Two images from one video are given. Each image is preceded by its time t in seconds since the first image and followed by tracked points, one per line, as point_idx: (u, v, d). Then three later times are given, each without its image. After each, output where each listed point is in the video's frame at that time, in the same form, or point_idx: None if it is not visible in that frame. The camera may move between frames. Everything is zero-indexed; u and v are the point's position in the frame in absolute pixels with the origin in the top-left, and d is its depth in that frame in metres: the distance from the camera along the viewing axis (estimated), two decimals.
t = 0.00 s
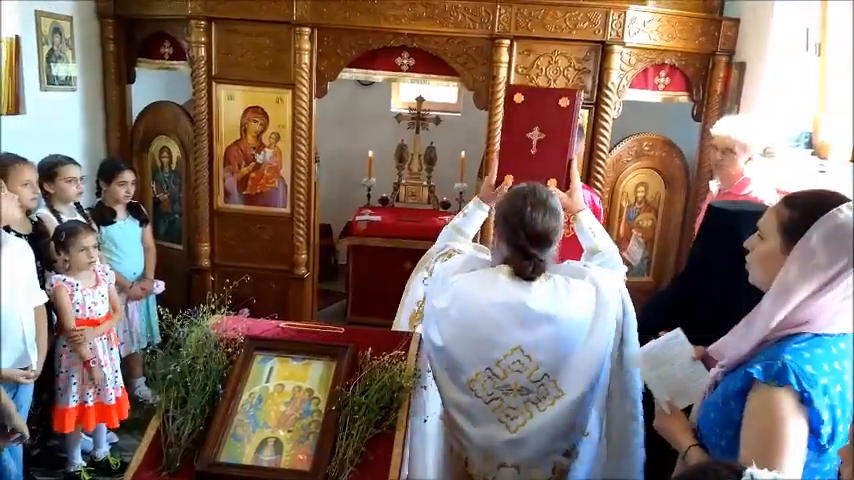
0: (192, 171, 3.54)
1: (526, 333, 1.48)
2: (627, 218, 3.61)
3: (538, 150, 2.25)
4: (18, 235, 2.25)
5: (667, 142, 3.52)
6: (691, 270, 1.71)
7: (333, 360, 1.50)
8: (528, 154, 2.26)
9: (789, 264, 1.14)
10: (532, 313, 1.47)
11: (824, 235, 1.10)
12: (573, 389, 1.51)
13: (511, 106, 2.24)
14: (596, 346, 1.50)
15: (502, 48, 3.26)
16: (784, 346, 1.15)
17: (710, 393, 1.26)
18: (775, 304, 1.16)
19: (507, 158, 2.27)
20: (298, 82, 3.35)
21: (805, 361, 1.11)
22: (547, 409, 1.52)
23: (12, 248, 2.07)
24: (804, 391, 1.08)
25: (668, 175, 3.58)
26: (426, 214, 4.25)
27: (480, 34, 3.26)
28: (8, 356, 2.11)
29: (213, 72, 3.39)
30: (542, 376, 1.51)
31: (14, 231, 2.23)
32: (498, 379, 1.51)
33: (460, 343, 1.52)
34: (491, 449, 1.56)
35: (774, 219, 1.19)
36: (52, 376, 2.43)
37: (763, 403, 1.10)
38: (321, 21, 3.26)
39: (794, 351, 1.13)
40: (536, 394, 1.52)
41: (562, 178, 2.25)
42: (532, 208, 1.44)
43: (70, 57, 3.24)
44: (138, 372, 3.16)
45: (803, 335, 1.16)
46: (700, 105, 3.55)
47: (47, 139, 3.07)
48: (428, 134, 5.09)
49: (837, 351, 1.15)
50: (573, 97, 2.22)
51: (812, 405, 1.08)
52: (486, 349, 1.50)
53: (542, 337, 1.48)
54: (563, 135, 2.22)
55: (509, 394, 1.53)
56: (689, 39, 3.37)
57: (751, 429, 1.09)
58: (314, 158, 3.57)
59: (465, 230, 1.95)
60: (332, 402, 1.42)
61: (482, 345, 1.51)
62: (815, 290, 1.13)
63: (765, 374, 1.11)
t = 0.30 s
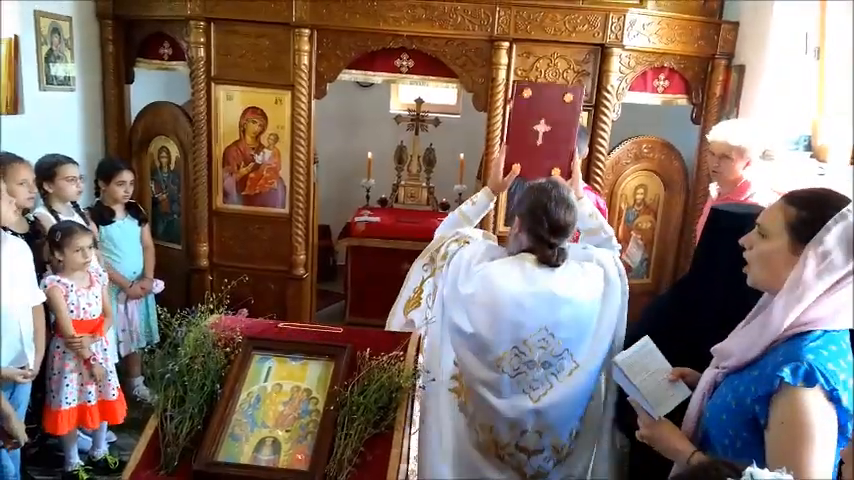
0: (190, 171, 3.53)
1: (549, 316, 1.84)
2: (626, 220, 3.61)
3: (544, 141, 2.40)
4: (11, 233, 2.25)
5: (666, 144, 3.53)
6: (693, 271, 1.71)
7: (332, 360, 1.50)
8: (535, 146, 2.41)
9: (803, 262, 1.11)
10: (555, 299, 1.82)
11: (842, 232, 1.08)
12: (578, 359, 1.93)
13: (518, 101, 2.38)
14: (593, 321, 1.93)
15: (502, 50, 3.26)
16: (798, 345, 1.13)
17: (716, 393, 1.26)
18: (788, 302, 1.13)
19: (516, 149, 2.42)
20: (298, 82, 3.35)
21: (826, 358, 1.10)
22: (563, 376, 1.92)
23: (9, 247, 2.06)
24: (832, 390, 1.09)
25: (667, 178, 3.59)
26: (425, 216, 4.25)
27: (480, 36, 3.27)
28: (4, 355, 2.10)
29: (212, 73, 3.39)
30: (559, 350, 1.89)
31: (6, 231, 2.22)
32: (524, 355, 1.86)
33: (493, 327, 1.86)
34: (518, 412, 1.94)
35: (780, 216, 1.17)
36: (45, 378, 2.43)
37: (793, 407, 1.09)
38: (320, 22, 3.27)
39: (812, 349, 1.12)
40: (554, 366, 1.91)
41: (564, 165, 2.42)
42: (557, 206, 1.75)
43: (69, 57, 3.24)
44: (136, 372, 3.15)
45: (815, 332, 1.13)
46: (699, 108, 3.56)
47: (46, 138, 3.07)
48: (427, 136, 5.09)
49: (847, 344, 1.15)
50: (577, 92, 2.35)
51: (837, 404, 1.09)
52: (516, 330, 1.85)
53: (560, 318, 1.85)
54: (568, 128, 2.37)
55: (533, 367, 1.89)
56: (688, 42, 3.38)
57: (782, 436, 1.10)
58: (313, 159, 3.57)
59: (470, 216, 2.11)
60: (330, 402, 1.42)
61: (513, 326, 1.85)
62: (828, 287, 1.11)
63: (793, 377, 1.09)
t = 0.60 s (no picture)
0: (195, 168, 3.54)
1: (562, 293, 1.84)
2: (631, 216, 3.60)
3: (541, 130, 2.41)
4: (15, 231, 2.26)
5: (671, 139, 3.51)
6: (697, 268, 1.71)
7: (336, 357, 1.50)
8: (533, 134, 2.41)
9: (797, 257, 1.10)
10: (566, 275, 1.83)
11: (837, 226, 1.08)
12: (589, 334, 1.90)
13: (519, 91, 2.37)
14: (603, 295, 1.89)
15: (506, 45, 3.25)
16: (792, 341, 1.13)
17: (709, 390, 1.26)
18: (782, 297, 1.12)
19: (513, 140, 2.43)
20: (302, 79, 3.34)
21: (821, 355, 1.10)
22: (575, 351, 1.91)
23: (11, 246, 2.09)
24: (829, 387, 1.08)
25: (672, 173, 3.57)
26: (429, 212, 4.25)
27: (484, 31, 3.25)
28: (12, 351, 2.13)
29: (216, 69, 3.39)
30: (571, 326, 1.89)
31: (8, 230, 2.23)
32: (539, 331, 1.87)
33: (507, 304, 1.83)
34: (530, 387, 1.93)
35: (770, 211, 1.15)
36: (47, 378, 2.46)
37: (791, 406, 1.09)
38: (324, 18, 3.26)
39: (807, 345, 1.11)
40: (566, 341, 1.90)
41: (561, 151, 2.45)
42: (564, 187, 1.77)
43: (74, 55, 3.24)
44: (142, 370, 3.17)
45: (808, 328, 1.13)
46: (705, 103, 3.54)
47: (51, 136, 3.08)
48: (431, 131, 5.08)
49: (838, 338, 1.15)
50: (572, 80, 2.37)
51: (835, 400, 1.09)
52: (530, 305, 1.84)
53: (572, 294, 1.85)
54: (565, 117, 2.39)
55: (546, 343, 1.89)
56: (694, 35, 3.35)
57: (780, 435, 1.09)
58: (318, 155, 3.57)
59: (475, 203, 2.09)
60: (334, 399, 1.42)
61: (528, 306, 1.84)
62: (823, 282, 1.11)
63: (790, 375, 1.09)
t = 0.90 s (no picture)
0: (197, 170, 3.55)
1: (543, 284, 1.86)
2: (631, 217, 3.61)
3: (521, 132, 2.39)
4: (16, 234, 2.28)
5: (671, 141, 3.52)
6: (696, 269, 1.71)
7: (338, 358, 1.51)
8: (512, 136, 2.39)
9: (768, 259, 1.11)
10: (545, 267, 1.85)
11: (809, 229, 1.09)
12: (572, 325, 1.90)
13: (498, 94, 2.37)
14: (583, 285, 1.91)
15: (506, 47, 3.26)
16: (757, 343, 1.13)
17: (679, 388, 1.24)
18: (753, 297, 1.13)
19: (493, 142, 2.40)
20: (302, 81, 3.35)
21: (782, 357, 1.11)
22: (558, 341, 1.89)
23: (15, 248, 2.09)
24: (786, 389, 1.09)
25: (672, 174, 3.58)
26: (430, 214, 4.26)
27: (484, 34, 3.26)
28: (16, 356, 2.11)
29: (218, 72, 3.41)
30: (554, 317, 1.88)
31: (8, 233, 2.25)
32: (522, 322, 1.87)
33: (488, 297, 1.86)
34: (515, 375, 1.92)
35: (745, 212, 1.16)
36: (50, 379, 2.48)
37: (744, 406, 1.09)
38: (325, 21, 3.27)
39: (768, 347, 1.12)
40: (550, 332, 1.89)
41: (539, 152, 2.42)
42: (539, 183, 1.82)
43: (76, 58, 3.26)
44: (144, 371, 3.18)
45: (774, 329, 1.14)
46: (704, 104, 3.55)
47: (52, 139, 3.09)
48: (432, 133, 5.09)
49: (805, 341, 1.15)
50: (551, 86, 2.38)
51: (791, 403, 1.09)
52: (511, 297, 1.85)
53: (552, 284, 1.87)
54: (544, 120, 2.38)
55: (529, 333, 1.89)
56: (693, 37, 3.37)
57: (733, 433, 1.09)
58: (318, 158, 3.58)
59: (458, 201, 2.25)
60: (336, 400, 1.43)
61: (511, 297, 1.86)
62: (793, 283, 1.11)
63: (746, 376, 1.10)
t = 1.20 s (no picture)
0: (198, 176, 3.55)
1: (507, 270, 2.27)
2: (632, 221, 3.61)
3: (495, 125, 2.62)
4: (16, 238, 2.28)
5: (671, 145, 3.52)
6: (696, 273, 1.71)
7: (338, 363, 1.51)
8: (487, 129, 2.63)
9: (734, 265, 1.08)
10: (510, 255, 2.26)
11: (776, 234, 1.05)
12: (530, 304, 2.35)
13: (473, 91, 2.61)
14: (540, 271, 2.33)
15: (506, 53, 3.27)
16: (718, 350, 1.09)
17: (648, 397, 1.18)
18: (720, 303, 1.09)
19: (470, 135, 2.63)
20: (303, 87, 3.36)
21: (743, 363, 1.05)
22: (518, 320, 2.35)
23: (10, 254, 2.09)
24: (743, 398, 1.02)
25: (673, 178, 3.58)
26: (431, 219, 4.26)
27: (484, 39, 3.27)
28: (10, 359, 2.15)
29: (219, 78, 3.41)
30: (516, 298, 2.31)
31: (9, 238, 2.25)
32: (488, 302, 2.30)
33: (458, 280, 2.27)
34: (479, 350, 2.40)
35: (712, 215, 1.12)
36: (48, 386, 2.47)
37: (699, 411, 1.03)
38: (326, 27, 3.28)
39: (730, 354, 1.07)
40: (512, 311, 2.33)
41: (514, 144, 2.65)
42: (505, 177, 2.17)
43: (77, 64, 3.26)
44: (144, 377, 3.17)
45: (741, 336, 1.10)
46: (704, 109, 3.55)
47: (53, 145, 3.08)
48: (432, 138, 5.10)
49: (777, 347, 1.09)
50: (522, 84, 2.62)
51: (750, 413, 1.02)
52: (479, 282, 2.28)
53: (514, 270, 2.28)
54: (516, 115, 2.63)
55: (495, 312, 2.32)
56: (693, 43, 3.37)
57: (690, 440, 1.03)
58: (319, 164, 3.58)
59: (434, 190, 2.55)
60: (337, 405, 1.43)
61: (479, 280, 2.27)
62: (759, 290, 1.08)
63: (703, 382, 1.04)
